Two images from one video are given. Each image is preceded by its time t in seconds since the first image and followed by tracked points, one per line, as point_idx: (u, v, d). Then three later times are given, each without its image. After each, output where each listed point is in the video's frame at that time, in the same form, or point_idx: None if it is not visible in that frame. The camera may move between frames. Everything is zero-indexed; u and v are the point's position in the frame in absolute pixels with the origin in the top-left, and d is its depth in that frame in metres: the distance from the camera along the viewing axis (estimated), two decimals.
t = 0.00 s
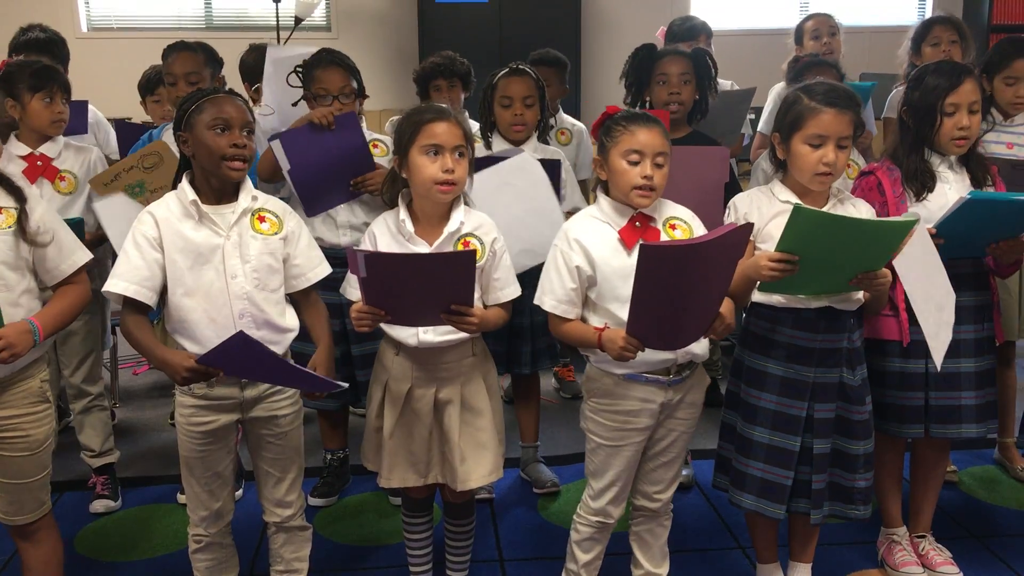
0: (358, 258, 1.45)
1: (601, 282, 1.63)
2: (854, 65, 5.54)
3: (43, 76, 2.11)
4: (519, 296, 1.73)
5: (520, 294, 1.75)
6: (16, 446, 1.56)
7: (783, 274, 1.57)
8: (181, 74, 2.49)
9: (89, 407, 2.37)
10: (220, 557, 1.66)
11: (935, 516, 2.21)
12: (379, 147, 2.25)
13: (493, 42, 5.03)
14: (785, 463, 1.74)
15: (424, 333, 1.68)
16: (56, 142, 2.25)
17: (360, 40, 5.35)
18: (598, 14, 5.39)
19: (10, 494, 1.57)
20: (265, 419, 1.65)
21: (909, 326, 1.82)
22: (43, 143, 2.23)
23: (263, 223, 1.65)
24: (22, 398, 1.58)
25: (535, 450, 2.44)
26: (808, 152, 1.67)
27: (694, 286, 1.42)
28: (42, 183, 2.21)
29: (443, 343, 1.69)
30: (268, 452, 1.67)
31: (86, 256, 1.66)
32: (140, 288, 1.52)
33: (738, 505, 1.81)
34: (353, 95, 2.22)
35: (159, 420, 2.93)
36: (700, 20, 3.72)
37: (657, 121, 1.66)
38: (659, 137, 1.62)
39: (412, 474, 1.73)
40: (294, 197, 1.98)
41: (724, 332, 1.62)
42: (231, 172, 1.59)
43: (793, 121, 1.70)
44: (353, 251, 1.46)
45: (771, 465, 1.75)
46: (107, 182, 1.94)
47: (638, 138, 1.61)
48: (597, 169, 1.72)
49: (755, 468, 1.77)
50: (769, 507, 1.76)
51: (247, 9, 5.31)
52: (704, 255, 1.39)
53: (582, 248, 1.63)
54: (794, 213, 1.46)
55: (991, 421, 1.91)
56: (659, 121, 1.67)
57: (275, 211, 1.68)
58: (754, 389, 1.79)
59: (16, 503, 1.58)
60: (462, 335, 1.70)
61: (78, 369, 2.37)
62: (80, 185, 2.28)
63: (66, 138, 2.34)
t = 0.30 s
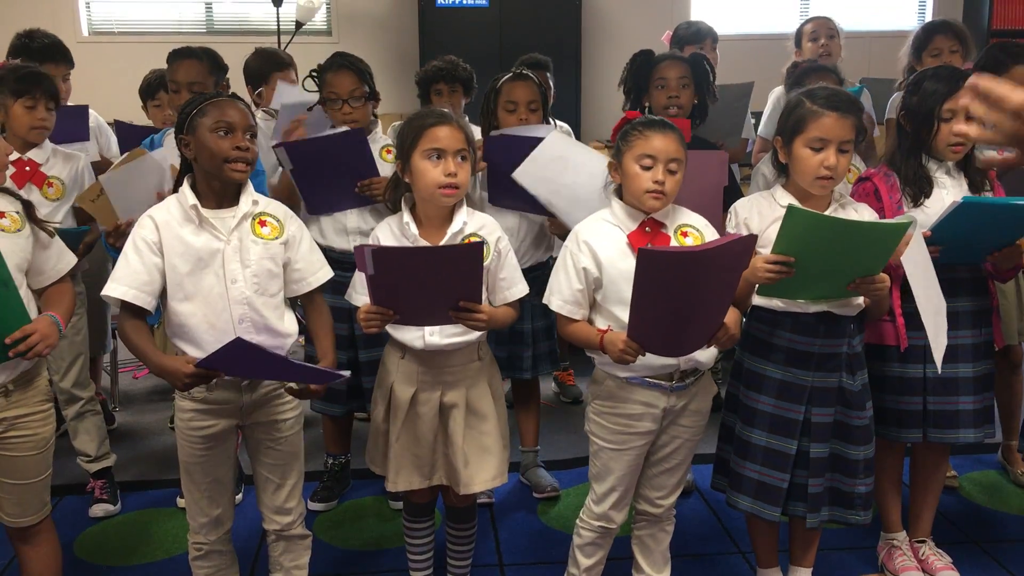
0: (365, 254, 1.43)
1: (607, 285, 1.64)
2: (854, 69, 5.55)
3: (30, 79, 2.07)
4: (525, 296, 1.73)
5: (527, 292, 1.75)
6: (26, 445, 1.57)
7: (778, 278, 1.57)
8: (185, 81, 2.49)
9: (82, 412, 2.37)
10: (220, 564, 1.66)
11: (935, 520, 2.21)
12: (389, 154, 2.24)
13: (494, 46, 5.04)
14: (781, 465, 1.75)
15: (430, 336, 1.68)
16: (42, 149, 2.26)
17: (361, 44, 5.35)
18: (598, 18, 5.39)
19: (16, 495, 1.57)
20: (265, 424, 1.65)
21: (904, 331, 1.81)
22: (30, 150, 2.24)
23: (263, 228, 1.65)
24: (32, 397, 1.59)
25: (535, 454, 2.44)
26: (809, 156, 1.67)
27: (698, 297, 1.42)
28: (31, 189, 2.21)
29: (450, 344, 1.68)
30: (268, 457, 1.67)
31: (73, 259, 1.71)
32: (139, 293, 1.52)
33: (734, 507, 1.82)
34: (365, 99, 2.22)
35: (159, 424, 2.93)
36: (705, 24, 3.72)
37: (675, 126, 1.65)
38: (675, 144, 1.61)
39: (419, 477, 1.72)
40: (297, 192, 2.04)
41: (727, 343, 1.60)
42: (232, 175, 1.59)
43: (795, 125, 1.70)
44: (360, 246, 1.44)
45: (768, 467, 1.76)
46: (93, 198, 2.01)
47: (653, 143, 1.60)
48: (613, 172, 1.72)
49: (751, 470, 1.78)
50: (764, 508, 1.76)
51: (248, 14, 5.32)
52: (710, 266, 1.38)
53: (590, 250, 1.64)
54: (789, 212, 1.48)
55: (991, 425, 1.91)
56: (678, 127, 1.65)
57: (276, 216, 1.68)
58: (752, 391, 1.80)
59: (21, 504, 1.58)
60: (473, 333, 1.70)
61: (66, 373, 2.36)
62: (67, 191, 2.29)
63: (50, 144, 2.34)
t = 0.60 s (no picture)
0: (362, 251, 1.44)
1: (597, 279, 1.65)
2: (854, 70, 5.55)
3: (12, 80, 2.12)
4: (522, 298, 1.73)
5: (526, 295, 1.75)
6: (30, 444, 1.57)
7: (774, 278, 1.58)
8: (184, 85, 2.50)
9: (84, 414, 2.37)
10: (222, 569, 1.66)
11: (935, 522, 2.21)
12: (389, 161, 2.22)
13: (494, 48, 5.04)
14: (776, 466, 1.75)
15: (427, 337, 1.68)
16: (45, 150, 2.25)
17: (361, 46, 5.35)
18: (598, 20, 5.40)
19: (22, 494, 1.57)
20: (267, 429, 1.65)
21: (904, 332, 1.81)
22: (34, 151, 2.24)
23: (265, 231, 1.65)
24: (36, 397, 1.58)
25: (535, 456, 2.44)
26: (807, 158, 1.67)
27: (683, 307, 1.41)
28: (31, 190, 2.21)
29: (447, 347, 1.69)
30: (270, 461, 1.67)
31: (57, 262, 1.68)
32: (140, 297, 1.52)
33: (730, 506, 1.82)
34: (368, 101, 2.22)
35: (159, 426, 2.93)
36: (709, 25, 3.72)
37: (693, 136, 1.64)
38: (689, 153, 1.60)
39: (416, 482, 1.72)
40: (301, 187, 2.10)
41: (712, 355, 1.58)
42: (236, 178, 1.60)
43: (794, 127, 1.70)
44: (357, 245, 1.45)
45: (764, 466, 1.76)
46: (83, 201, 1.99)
47: (667, 149, 1.59)
48: (625, 169, 1.72)
49: (747, 469, 1.78)
50: (760, 509, 1.76)
51: (248, 16, 5.32)
52: (700, 278, 1.38)
53: (586, 241, 1.66)
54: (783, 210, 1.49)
55: (990, 427, 1.91)
56: (700, 142, 1.65)
57: (278, 219, 1.68)
58: (749, 392, 1.80)
59: (28, 504, 1.57)
60: (471, 335, 1.71)
61: (68, 377, 2.34)
62: (68, 192, 2.27)
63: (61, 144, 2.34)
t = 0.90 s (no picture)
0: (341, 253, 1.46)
1: (581, 274, 1.65)
2: (854, 69, 5.55)
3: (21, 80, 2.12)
4: (513, 296, 1.72)
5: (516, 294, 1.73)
6: (32, 442, 1.57)
7: (767, 275, 1.60)
8: (182, 84, 2.49)
9: (91, 413, 2.37)
10: (223, 567, 1.66)
11: (937, 521, 2.21)
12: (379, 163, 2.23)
13: (494, 48, 5.04)
14: (773, 463, 1.75)
15: (421, 336, 1.68)
16: (62, 150, 2.25)
17: (362, 46, 5.36)
18: (598, 19, 5.39)
19: (24, 492, 1.56)
20: (268, 428, 1.65)
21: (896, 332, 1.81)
22: (51, 151, 2.24)
23: (266, 230, 1.65)
24: (37, 395, 1.58)
25: (536, 456, 2.44)
26: (805, 157, 1.67)
27: (670, 313, 1.41)
28: (43, 191, 2.21)
29: (440, 345, 1.69)
30: (272, 460, 1.67)
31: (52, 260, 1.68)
32: (141, 296, 1.52)
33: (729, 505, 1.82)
34: (358, 101, 2.22)
35: (160, 426, 2.93)
36: (710, 25, 3.72)
37: (697, 141, 1.64)
38: (690, 159, 1.60)
39: (416, 483, 1.72)
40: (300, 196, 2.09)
41: (692, 362, 1.56)
42: (235, 179, 1.59)
43: (792, 126, 1.70)
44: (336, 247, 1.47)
45: (760, 465, 1.76)
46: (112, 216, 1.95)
47: (670, 152, 1.59)
48: (626, 167, 1.71)
49: (744, 467, 1.79)
50: (757, 506, 1.76)
51: (248, 16, 5.32)
52: (690, 287, 1.37)
53: (574, 233, 1.67)
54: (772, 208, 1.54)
55: (992, 425, 1.91)
56: (701, 146, 1.65)
57: (279, 218, 1.68)
58: (748, 390, 1.80)
59: (29, 502, 1.57)
60: (463, 334, 1.70)
61: (79, 375, 2.35)
62: (82, 195, 2.27)
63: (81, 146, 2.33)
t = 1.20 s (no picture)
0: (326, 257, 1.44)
1: (572, 274, 1.65)
2: (854, 68, 5.55)
3: (29, 79, 2.12)
4: (506, 296, 1.72)
5: (508, 293, 1.73)
6: (28, 445, 1.57)
7: (768, 275, 1.60)
8: (180, 85, 2.50)
9: (93, 412, 2.37)
10: (223, 565, 1.66)
11: (938, 520, 2.21)
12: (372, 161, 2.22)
13: (495, 47, 5.04)
14: (773, 463, 1.75)
15: (415, 335, 1.68)
16: (69, 151, 2.25)
17: (362, 46, 5.35)
18: (598, 18, 5.39)
19: (21, 495, 1.57)
20: (269, 428, 1.65)
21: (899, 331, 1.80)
22: (57, 151, 2.24)
23: (267, 229, 1.65)
24: (34, 397, 1.58)
25: (536, 455, 2.44)
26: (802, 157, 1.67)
27: (669, 309, 1.41)
28: (49, 192, 2.20)
29: (435, 344, 1.69)
30: (273, 459, 1.67)
31: (70, 254, 1.70)
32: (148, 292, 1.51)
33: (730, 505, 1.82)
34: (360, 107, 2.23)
35: (160, 426, 2.93)
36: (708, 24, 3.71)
37: (686, 140, 1.64)
38: (680, 156, 1.61)
39: (413, 482, 1.72)
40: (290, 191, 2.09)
41: (685, 360, 1.59)
42: (233, 178, 1.60)
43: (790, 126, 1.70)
44: (320, 249, 1.45)
45: (759, 464, 1.76)
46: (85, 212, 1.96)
47: (660, 153, 1.60)
48: (614, 167, 1.71)
49: (744, 467, 1.79)
50: (757, 506, 1.76)
51: (248, 15, 5.32)
52: (687, 283, 1.37)
53: (564, 233, 1.66)
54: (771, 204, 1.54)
55: (993, 423, 1.90)
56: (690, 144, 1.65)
57: (280, 218, 1.68)
58: (747, 389, 1.80)
59: (26, 504, 1.58)
60: (457, 334, 1.70)
61: (81, 376, 2.35)
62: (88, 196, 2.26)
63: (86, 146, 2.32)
